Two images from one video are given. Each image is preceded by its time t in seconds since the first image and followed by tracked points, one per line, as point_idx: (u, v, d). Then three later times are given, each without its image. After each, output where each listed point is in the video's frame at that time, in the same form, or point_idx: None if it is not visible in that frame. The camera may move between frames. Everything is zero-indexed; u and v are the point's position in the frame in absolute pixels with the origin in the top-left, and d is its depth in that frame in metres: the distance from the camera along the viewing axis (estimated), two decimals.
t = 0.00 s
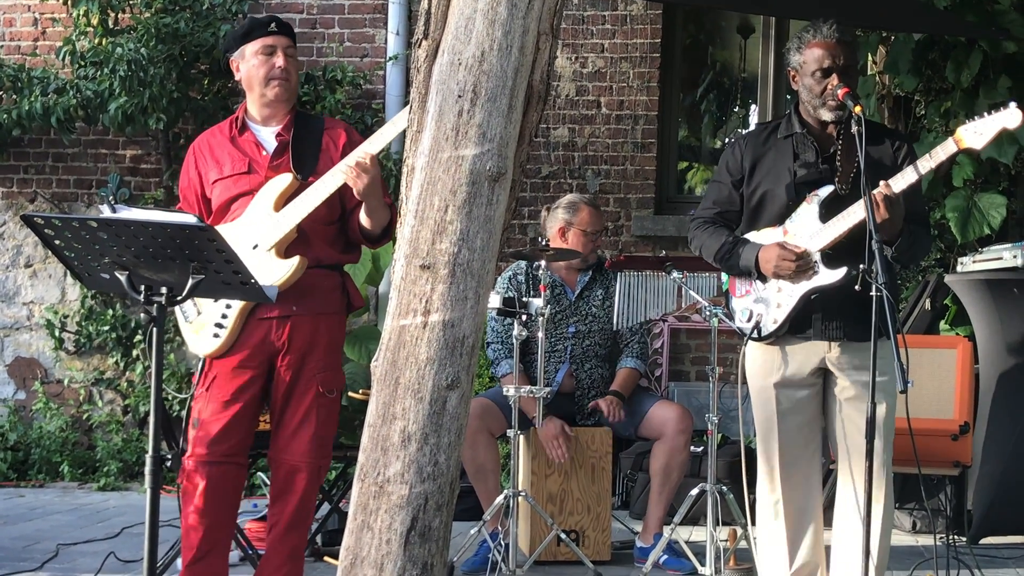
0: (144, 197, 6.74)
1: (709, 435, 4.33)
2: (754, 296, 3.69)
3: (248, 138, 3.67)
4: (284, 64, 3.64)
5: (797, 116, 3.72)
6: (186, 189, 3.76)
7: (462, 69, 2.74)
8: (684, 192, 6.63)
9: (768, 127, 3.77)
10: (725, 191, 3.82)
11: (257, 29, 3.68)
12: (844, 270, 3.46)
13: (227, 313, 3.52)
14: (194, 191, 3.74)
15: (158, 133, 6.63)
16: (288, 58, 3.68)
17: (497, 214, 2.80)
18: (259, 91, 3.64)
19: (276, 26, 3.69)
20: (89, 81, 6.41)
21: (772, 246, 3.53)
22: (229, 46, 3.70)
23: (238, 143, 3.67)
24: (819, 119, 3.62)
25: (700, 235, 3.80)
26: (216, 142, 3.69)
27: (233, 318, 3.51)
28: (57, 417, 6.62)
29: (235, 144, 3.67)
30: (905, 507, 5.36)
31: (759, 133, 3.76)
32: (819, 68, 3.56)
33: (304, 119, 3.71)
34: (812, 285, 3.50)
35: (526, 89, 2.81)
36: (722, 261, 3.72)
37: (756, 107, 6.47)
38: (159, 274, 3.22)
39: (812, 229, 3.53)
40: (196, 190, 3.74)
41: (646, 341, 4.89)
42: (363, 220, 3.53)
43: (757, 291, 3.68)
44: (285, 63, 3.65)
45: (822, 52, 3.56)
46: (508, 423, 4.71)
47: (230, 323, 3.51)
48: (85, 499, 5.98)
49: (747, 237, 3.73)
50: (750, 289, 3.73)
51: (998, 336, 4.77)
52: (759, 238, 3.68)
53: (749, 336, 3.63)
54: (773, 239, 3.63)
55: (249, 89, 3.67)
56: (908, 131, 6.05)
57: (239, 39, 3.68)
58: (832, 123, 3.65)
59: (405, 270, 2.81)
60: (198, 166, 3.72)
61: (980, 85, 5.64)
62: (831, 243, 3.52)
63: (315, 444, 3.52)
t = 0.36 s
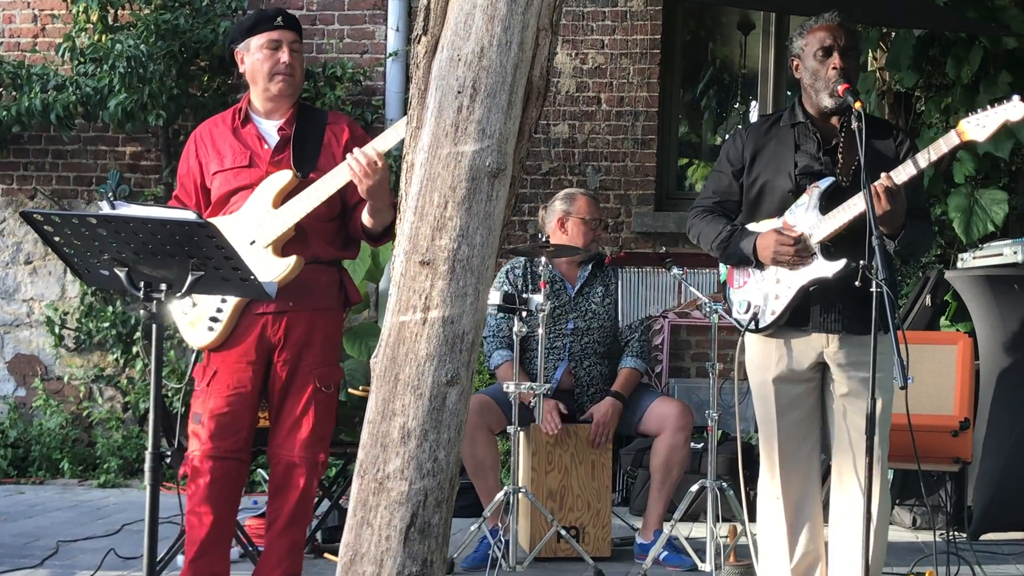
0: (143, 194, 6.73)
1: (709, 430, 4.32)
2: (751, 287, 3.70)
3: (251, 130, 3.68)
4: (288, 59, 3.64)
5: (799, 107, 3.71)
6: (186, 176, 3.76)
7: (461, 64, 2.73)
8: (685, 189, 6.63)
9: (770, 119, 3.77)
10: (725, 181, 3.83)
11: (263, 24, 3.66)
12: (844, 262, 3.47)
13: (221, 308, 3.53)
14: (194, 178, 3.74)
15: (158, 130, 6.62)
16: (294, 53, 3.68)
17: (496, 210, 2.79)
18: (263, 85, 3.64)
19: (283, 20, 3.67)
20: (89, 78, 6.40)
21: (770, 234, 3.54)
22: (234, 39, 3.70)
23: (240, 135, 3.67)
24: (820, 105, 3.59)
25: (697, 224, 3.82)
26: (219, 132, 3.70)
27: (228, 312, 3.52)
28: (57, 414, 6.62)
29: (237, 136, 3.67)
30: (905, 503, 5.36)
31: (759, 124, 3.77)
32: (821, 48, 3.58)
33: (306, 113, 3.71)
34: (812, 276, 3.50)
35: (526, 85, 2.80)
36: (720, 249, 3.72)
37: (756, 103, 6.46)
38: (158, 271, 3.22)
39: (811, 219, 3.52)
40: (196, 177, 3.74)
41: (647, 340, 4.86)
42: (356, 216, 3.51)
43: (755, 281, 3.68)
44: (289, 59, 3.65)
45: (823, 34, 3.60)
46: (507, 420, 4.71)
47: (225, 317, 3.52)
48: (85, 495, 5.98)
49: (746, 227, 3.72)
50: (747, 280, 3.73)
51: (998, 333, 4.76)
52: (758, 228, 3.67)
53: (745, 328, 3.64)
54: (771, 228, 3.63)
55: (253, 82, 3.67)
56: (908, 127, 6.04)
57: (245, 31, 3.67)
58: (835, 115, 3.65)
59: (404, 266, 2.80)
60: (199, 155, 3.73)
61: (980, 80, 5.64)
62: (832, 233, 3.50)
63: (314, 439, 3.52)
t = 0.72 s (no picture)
0: (142, 193, 6.73)
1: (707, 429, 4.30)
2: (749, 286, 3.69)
3: (254, 131, 3.67)
4: (295, 67, 3.62)
5: (796, 105, 3.72)
6: (187, 166, 3.77)
7: (459, 64, 2.73)
8: (683, 187, 6.63)
9: (767, 116, 3.77)
10: (721, 179, 3.83)
11: (273, 28, 3.64)
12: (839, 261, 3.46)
13: (212, 309, 3.52)
14: (195, 170, 3.76)
15: (156, 129, 6.62)
16: (302, 59, 3.66)
17: (494, 209, 2.79)
18: (269, 89, 3.63)
19: (293, 26, 3.65)
20: (87, 77, 6.40)
21: (765, 233, 3.55)
22: (245, 38, 3.67)
23: (242, 135, 3.67)
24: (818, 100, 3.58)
25: (693, 222, 3.81)
26: (222, 128, 3.69)
27: (219, 311, 3.52)
28: (56, 414, 6.62)
29: (240, 134, 3.67)
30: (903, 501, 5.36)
31: (758, 121, 3.77)
32: (821, 44, 3.57)
33: (311, 117, 3.70)
34: (806, 274, 3.50)
35: (523, 84, 2.80)
36: (716, 249, 3.69)
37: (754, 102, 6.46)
38: (156, 270, 3.21)
39: (808, 218, 3.52)
40: (197, 169, 3.75)
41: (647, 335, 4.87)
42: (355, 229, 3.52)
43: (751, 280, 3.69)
44: (296, 66, 3.63)
45: (822, 31, 3.59)
46: (506, 417, 4.71)
47: (216, 316, 3.52)
48: (83, 495, 5.97)
49: (742, 226, 3.70)
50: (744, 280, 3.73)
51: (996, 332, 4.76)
52: (754, 225, 3.67)
53: (742, 326, 3.63)
54: (767, 226, 3.61)
55: (259, 83, 3.65)
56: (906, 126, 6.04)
57: (255, 32, 3.64)
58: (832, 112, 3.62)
59: (402, 265, 2.80)
60: (202, 149, 3.73)
61: (978, 79, 5.64)
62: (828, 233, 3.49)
63: (309, 437, 3.52)
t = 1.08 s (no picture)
0: (141, 195, 6.73)
1: (707, 431, 4.31)
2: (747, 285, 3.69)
3: (254, 133, 3.68)
4: (298, 76, 3.63)
5: (795, 104, 3.72)
6: (186, 160, 3.77)
7: (458, 66, 2.74)
8: (682, 189, 6.63)
9: (765, 116, 3.78)
10: (720, 179, 3.82)
11: (277, 35, 3.62)
12: (840, 261, 3.48)
13: (205, 307, 3.56)
14: (193, 166, 3.76)
15: (156, 131, 6.63)
16: (305, 68, 3.66)
17: (493, 211, 2.79)
18: (271, 95, 3.64)
19: (297, 35, 3.63)
20: (86, 79, 6.40)
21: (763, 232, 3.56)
22: (247, 42, 3.66)
23: (242, 136, 3.67)
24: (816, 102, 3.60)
25: (693, 223, 3.81)
26: (222, 127, 3.69)
27: (208, 314, 3.55)
28: (55, 415, 6.62)
29: (240, 136, 3.67)
30: (902, 502, 5.36)
31: (756, 121, 3.78)
32: (814, 48, 3.58)
33: (311, 124, 3.71)
34: (806, 273, 3.50)
35: (522, 86, 2.80)
36: (714, 250, 3.71)
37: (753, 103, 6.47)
38: (155, 272, 3.21)
39: (808, 219, 3.52)
40: (196, 165, 3.76)
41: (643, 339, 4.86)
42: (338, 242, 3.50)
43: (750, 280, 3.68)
44: (299, 76, 3.64)
45: (815, 36, 3.60)
46: (505, 418, 4.71)
47: (204, 319, 3.55)
48: (82, 497, 5.98)
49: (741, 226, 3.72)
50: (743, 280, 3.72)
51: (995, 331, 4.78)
52: (753, 226, 3.67)
53: (742, 327, 3.63)
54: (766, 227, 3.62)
55: (261, 88, 3.66)
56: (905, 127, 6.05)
57: (258, 38, 3.63)
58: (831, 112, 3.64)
59: (401, 267, 2.80)
60: (201, 146, 3.74)
61: (977, 80, 5.65)
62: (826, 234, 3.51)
63: (305, 438, 3.54)
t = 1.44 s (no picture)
0: (139, 199, 6.73)
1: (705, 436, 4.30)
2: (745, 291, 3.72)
3: (248, 143, 3.68)
4: (290, 91, 3.62)
5: (792, 111, 3.73)
6: (182, 167, 3.77)
7: (456, 71, 2.73)
8: (680, 194, 6.63)
9: (763, 123, 3.78)
10: (718, 187, 3.82)
11: (268, 51, 3.59)
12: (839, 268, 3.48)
13: (195, 315, 3.58)
14: (190, 172, 3.76)
15: (154, 135, 6.62)
16: (297, 82, 3.65)
17: (491, 216, 2.79)
18: (264, 109, 3.63)
19: (289, 51, 3.60)
20: (84, 83, 6.38)
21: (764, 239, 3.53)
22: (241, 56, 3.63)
23: (237, 145, 3.67)
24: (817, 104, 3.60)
25: (691, 230, 3.81)
26: (218, 135, 3.69)
27: (202, 319, 3.57)
28: (52, 420, 6.61)
29: (235, 145, 3.67)
30: (900, 508, 5.35)
31: (754, 128, 3.77)
32: (814, 51, 3.59)
33: (306, 135, 3.69)
34: (807, 282, 3.51)
35: (520, 91, 2.80)
36: (715, 257, 3.71)
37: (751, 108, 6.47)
38: (152, 277, 3.21)
39: (808, 226, 3.53)
40: (192, 172, 3.75)
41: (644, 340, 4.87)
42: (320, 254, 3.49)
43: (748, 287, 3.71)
44: (291, 90, 3.62)
45: (815, 40, 3.60)
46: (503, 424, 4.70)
47: (198, 323, 3.58)
48: (79, 501, 5.96)
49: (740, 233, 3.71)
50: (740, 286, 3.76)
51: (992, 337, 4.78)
52: (751, 233, 3.67)
53: (741, 334, 3.63)
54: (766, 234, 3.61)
55: (254, 101, 3.65)
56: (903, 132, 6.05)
57: (251, 52, 3.61)
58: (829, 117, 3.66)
59: (399, 272, 2.80)
60: (197, 153, 3.73)
61: (975, 86, 5.65)
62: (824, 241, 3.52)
63: (302, 443, 3.53)
